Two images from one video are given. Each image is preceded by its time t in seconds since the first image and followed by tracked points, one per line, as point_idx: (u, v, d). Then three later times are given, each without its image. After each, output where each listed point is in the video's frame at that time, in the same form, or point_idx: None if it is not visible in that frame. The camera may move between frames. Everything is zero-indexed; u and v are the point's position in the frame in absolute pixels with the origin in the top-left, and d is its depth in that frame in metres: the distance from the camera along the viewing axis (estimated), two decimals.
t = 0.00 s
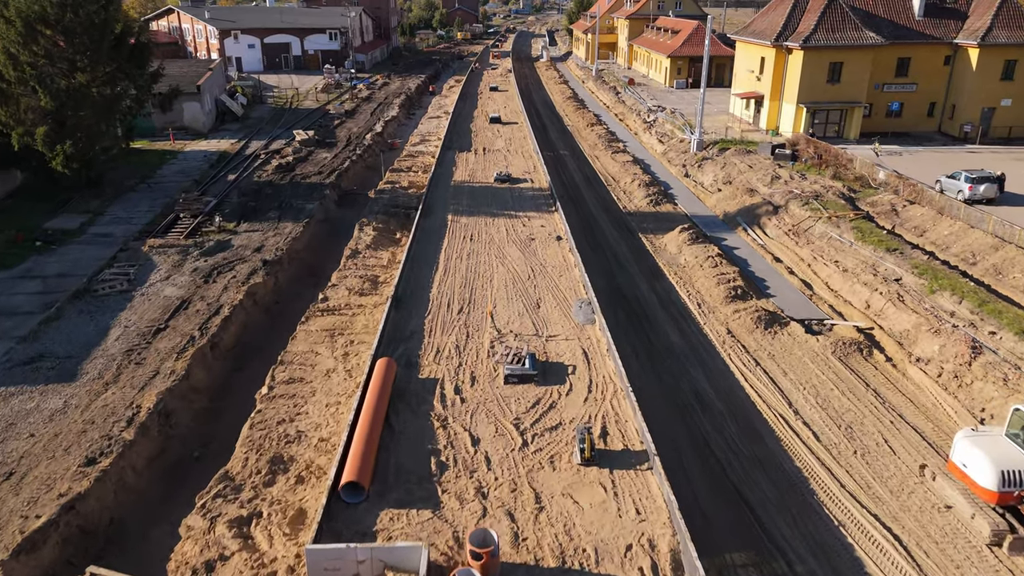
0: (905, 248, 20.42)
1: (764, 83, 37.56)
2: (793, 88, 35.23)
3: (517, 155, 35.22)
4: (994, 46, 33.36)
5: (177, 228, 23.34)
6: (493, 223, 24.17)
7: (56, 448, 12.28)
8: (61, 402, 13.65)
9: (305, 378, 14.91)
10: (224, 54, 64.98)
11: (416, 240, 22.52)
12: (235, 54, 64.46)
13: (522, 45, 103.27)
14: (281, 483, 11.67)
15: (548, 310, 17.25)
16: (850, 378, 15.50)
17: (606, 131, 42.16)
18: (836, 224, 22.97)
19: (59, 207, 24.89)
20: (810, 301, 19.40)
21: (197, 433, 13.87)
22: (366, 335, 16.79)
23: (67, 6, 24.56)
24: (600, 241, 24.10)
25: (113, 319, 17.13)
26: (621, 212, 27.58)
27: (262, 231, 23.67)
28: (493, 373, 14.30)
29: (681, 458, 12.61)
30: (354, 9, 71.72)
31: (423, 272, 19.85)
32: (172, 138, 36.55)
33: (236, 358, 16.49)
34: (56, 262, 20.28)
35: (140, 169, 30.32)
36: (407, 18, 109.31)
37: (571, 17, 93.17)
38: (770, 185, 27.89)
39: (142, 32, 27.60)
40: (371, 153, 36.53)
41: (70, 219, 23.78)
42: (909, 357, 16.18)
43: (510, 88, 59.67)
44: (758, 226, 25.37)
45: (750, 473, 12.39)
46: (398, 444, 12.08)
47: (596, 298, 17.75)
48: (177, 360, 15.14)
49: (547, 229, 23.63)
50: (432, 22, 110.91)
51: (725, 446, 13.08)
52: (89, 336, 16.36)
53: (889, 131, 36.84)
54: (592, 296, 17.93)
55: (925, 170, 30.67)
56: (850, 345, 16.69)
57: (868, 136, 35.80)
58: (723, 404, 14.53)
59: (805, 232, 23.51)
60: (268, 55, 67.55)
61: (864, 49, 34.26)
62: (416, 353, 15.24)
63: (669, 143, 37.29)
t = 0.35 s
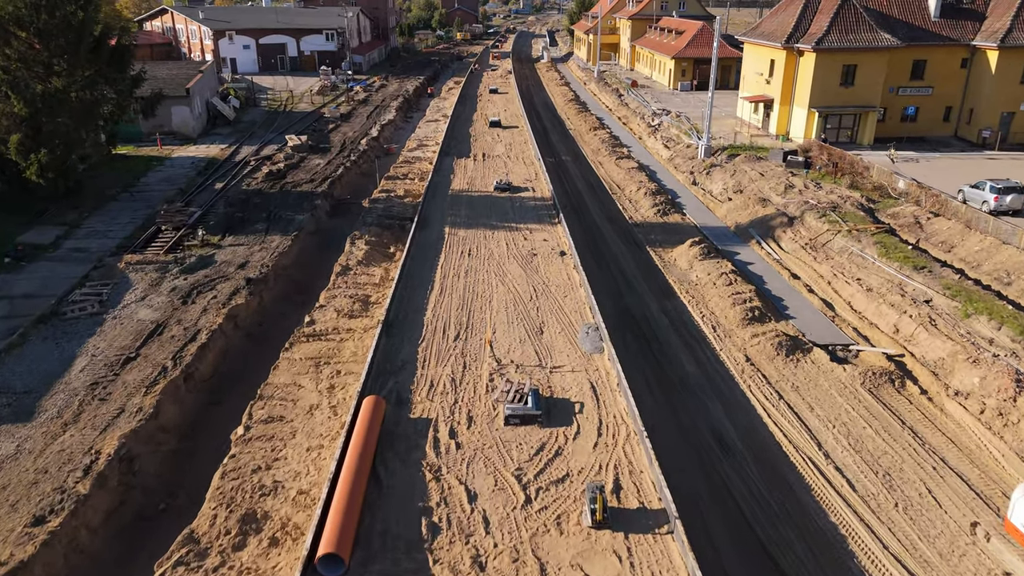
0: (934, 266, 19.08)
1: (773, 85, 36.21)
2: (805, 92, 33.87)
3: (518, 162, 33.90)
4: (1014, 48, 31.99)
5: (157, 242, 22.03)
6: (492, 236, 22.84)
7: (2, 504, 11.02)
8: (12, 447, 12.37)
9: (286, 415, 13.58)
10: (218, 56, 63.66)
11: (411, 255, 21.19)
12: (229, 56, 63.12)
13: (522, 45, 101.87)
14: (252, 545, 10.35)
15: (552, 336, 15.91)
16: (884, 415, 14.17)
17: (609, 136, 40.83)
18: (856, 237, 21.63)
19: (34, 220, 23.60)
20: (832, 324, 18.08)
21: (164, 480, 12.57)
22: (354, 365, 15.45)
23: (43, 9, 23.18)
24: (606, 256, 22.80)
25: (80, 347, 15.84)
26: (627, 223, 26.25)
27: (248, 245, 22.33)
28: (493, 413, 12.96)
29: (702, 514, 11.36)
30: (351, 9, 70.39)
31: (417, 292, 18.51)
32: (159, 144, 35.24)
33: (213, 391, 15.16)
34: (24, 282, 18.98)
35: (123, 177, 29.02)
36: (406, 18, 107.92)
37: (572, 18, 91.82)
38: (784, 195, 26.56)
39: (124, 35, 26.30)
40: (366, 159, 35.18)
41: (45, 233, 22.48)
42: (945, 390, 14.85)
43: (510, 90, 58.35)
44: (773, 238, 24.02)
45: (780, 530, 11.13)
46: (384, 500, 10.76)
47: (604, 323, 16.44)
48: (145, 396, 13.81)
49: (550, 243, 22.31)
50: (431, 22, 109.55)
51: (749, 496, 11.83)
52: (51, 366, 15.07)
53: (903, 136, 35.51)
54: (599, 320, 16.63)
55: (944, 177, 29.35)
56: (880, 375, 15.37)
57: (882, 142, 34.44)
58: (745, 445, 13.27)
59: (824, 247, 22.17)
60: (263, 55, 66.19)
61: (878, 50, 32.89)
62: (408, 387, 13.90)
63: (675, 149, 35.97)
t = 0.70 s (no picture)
0: (967, 287, 17.72)
1: (784, 89, 34.84)
2: (818, 96, 32.50)
3: (519, 169, 32.54)
4: None
5: (134, 258, 20.69)
6: (491, 251, 21.48)
7: None
8: None
9: (261, 461, 12.23)
10: (212, 57, 62.30)
11: (404, 272, 19.81)
12: (223, 57, 61.77)
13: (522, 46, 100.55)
14: None
15: (557, 367, 14.53)
16: (925, 459, 12.80)
17: (613, 140, 39.47)
18: (880, 253, 20.23)
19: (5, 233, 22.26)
20: (859, 350, 16.71)
21: (121, 540, 11.26)
22: (339, 400, 14.05)
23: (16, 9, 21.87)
24: (613, 273, 21.42)
25: (39, 380, 14.52)
26: (634, 235, 24.85)
27: (231, 261, 20.95)
28: (491, 461, 11.60)
29: None
30: (348, 9, 69.05)
31: (410, 315, 17.10)
32: (145, 150, 33.90)
33: (183, 431, 13.83)
34: None
35: (104, 186, 27.68)
36: (405, 19, 106.22)
37: (573, 18, 90.44)
38: (799, 206, 25.21)
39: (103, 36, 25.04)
40: (360, 165, 33.77)
41: (15, 248, 21.17)
42: (990, 430, 13.50)
43: (510, 92, 56.97)
44: (789, 253, 22.63)
45: None
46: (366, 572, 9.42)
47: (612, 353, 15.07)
48: (105, 440, 12.47)
49: (552, 259, 20.93)
50: (431, 22, 108.20)
51: (783, 565, 10.56)
52: (5, 403, 13.73)
53: (919, 142, 34.12)
54: (607, 350, 15.25)
55: (965, 186, 27.96)
56: (917, 412, 14.02)
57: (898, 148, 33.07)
58: (773, 498, 11.97)
59: (845, 263, 20.79)
60: (258, 56, 64.81)
61: (894, 53, 31.52)
62: (398, 429, 12.55)
63: (681, 155, 34.61)
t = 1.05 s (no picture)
0: (1005, 312, 16.36)
1: (795, 92, 33.45)
2: (831, 100, 31.13)
3: (519, 176, 31.16)
4: None
5: (106, 277, 19.36)
6: (490, 269, 20.10)
7: None
8: None
9: (230, 519, 10.88)
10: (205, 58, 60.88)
11: (396, 293, 18.43)
12: (216, 58, 60.36)
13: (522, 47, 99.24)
14: None
15: (561, 406, 13.14)
16: (976, 517, 11.47)
17: (617, 145, 38.09)
18: (907, 271, 18.86)
19: None
20: (890, 383, 15.37)
21: None
22: (320, 444, 12.65)
23: None
24: (619, 291, 20.03)
25: None
26: (641, 249, 23.48)
27: (211, 280, 19.59)
28: (488, 524, 10.25)
29: None
30: (345, 9, 67.67)
31: (400, 342, 15.69)
32: (129, 156, 32.52)
33: (146, 479, 12.54)
34: None
35: (83, 196, 26.33)
36: (404, 19, 104.81)
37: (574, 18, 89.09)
38: (815, 217, 23.84)
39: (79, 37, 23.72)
40: (354, 172, 32.37)
41: None
42: None
43: (511, 95, 55.56)
44: (807, 269, 21.23)
45: None
46: None
47: (623, 389, 13.69)
48: (54, 496, 11.15)
49: (556, 278, 19.54)
50: (430, 22, 106.83)
51: None
52: None
53: (937, 148, 32.74)
54: (617, 385, 13.83)
55: (988, 195, 26.58)
56: (961, 457, 12.66)
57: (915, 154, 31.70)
58: (809, 564, 10.65)
59: (869, 281, 19.39)
60: (252, 57, 63.38)
61: (912, 55, 30.16)
62: (385, 482, 11.19)
63: (688, 161, 33.23)
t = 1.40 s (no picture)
0: None
1: (807, 96, 32.03)
2: (847, 105, 29.72)
3: (520, 184, 29.76)
4: None
5: (75, 299, 17.99)
6: (489, 289, 18.69)
7: None
8: None
9: None
10: (197, 59, 59.52)
11: (387, 317, 17.03)
12: (209, 59, 58.98)
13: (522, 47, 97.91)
14: None
15: (567, 454, 11.73)
16: None
17: (621, 151, 36.70)
18: (937, 293, 17.45)
19: None
20: (928, 423, 13.96)
21: None
22: (297, 500, 11.24)
23: None
24: (628, 314, 18.58)
25: None
26: (650, 265, 22.07)
27: (189, 301, 18.18)
28: None
29: None
30: (342, 9, 66.26)
31: (389, 376, 14.26)
32: (112, 163, 31.15)
33: (99, 540, 11.16)
34: None
35: (59, 207, 24.97)
36: (403, 18, 103.64)
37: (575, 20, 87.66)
38: (834, 231, 22.43)
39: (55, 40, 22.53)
40: (347, 180, 30.97)
41: None
42: None
43: (511, 97, 54.21)
44: (828, 289, 19.82)
45: None
46: None
47: (637, 433, 12.24)
48: None
49: (559, 299, 18.11)
50: (428, 22, 105.46)
51: None
52: None
53: (956, 155, 31.32)
54: (630, 429, 12.36)
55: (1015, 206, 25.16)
56: (1017, 514, 11.25)
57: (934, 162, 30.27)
58: None
59: (897, 303, 17.97)
60: (246, 59, 61.95)
61: (931, 58, 28.74)
62: (367, 551, 9.79)
63: (696, 168, 31.85)
